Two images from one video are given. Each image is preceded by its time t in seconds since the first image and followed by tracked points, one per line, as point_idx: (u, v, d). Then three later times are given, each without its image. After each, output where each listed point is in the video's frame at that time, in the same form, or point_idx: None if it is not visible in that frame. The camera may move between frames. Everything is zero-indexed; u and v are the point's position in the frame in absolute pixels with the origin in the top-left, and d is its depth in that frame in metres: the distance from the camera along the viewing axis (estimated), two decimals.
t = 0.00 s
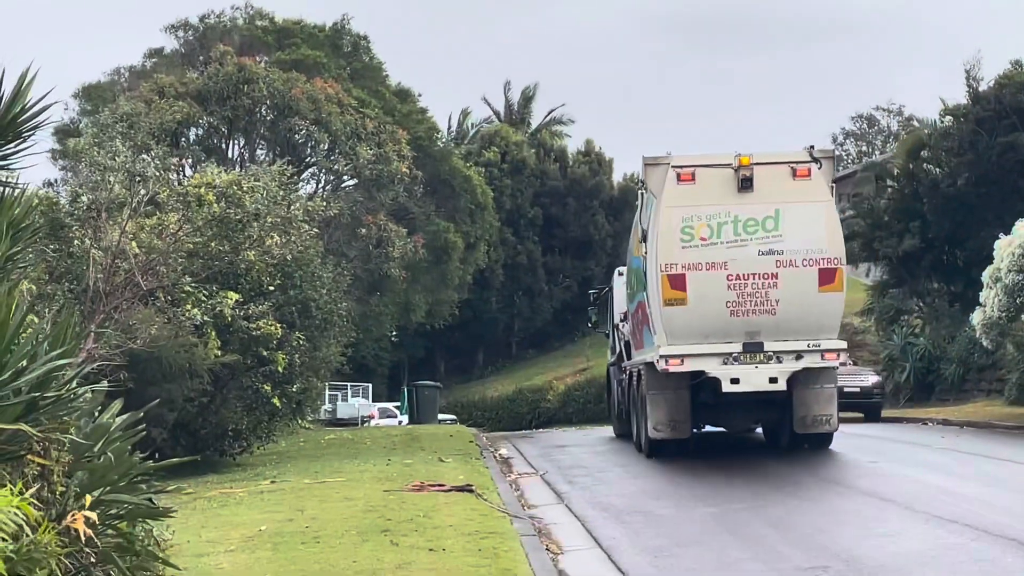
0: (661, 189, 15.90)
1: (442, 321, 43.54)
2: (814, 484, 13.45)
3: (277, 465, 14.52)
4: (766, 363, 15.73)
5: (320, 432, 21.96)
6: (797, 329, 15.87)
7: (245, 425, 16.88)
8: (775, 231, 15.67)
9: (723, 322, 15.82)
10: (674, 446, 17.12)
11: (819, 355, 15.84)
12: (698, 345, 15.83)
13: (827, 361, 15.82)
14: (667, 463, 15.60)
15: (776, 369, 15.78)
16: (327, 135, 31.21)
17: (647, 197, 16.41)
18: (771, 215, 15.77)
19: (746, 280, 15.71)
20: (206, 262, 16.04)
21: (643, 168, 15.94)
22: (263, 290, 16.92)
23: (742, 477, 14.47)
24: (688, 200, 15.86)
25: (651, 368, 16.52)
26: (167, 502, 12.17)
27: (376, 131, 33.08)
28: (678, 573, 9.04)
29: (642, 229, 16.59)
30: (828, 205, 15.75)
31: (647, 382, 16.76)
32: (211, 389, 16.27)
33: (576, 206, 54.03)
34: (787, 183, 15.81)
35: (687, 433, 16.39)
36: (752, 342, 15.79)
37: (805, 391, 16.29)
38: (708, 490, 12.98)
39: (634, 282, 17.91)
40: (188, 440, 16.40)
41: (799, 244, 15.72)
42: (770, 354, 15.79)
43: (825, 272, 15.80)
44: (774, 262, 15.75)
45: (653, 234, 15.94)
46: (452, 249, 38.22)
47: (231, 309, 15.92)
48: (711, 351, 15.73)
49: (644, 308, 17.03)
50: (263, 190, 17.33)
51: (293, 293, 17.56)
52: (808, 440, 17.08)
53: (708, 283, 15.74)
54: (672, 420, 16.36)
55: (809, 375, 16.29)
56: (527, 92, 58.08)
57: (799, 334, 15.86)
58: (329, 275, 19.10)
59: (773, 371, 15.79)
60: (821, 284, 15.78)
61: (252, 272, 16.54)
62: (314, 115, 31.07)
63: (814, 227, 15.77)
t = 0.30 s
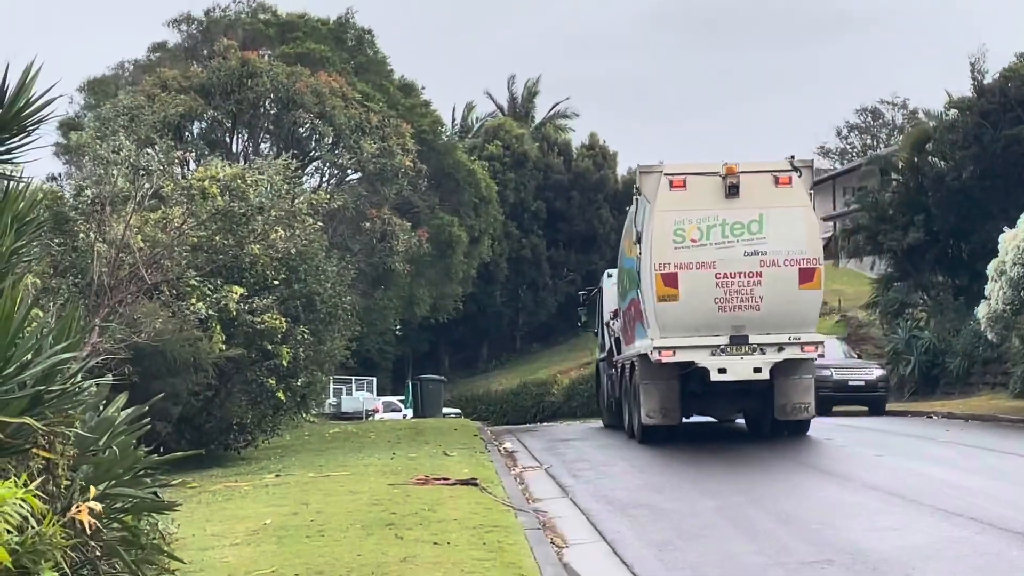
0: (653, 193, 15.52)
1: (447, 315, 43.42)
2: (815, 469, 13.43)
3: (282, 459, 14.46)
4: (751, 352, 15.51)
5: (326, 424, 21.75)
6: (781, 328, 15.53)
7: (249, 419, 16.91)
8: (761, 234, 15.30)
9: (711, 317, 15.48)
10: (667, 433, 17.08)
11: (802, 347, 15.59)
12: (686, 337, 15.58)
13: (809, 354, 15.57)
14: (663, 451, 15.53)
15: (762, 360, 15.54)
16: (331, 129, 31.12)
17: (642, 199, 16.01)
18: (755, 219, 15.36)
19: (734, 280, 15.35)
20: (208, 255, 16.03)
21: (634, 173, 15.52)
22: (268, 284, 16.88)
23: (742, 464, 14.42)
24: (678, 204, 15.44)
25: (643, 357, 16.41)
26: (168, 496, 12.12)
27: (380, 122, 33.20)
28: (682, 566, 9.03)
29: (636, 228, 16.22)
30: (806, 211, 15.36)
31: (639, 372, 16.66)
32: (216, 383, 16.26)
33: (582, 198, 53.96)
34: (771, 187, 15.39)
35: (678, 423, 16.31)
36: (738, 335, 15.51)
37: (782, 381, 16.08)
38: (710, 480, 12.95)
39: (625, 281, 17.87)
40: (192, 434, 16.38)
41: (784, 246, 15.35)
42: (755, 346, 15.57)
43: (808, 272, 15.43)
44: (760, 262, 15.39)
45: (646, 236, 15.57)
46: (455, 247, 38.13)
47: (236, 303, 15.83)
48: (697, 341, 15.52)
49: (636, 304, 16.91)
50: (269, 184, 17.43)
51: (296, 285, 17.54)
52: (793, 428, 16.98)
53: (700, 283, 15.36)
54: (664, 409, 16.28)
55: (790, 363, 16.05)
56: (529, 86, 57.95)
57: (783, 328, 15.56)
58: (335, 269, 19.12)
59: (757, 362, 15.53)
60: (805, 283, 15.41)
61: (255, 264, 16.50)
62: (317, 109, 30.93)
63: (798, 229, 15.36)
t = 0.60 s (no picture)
0: (719, 154, 11.76)
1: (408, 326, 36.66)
2: (969, 553, 9.32)
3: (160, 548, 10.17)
4: (856, 384, 11.68)
5: (219, 499, 16.41)
6: (897, 342, 11.66)
7: (106, 488, 12.47)
8: (870, 211, 11.53)
9: (801, 328, 11.64)
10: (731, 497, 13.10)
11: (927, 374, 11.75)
12: (765, 364, 11.72)
13: (939, 386, 11.72)
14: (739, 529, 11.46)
15: (870, 394, 11.68)
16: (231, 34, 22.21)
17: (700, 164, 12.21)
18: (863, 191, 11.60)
19: (832, 276, 11.54)
20: (45, 234, 11.19)
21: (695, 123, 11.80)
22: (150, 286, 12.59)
23: (836, 543, 10.28)
24: (756, 170, 11.68)
25: (700, 394, 12.40)
26: None
27: (312, 13, 23.79)
28: None
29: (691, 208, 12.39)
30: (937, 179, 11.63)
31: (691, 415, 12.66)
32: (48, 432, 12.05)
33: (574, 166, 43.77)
34: (885, 147, 11.67)
35: (749, 482, 12.33)
36: (838, 358, 11.68)
37: (903, 423, 12.11)
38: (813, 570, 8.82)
39: (670, 287, 13.91)
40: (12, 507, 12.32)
41: (901, 228, 11.54)
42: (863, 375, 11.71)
43: (935, 265, 11.55)
44: (869, 252, 11.53)
45: (708, 213, 11.76)
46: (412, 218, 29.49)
47: (83, 307, 10.78)
48: (781, 368, 11.70)
49: (688, 313, 12.88)
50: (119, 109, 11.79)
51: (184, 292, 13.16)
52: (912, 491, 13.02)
53: (783, 280, 11.56)
54: (729, 464, 12.31)
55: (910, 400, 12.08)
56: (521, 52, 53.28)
57: (903, 348, 11.68)
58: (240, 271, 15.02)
59: (868, 397, 11.67)
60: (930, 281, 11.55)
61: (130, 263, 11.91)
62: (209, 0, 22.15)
63: (922, 205, 11.57)
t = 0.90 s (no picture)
0: (761, 122, 10.09)
1: (375, 332, 32.82)
2: None
3: None
4: (934, 411, 9.96)
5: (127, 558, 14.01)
6: (982, 352, 10.01)
7: None
8: (950, 191, 9.93)
9: (865, 337, 9.97)
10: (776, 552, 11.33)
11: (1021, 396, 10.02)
12: (823, 384, 10.02)
13: None
14: None
15: (950, 421, 9.97)
16: None
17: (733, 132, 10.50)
18: (942, 166, 9.99)
19: (905, 273, 9.92)
20: None
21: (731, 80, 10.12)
22: (77, 299, 12.56)
23: None
24: (811, 140, 10.03)
25: (736, 426, 10.60)
26: None
27: None
28: None
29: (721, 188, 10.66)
30: None
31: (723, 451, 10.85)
32: None
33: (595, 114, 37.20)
34: (967, 113, 10.07)
35: (797, 531, 10.53)
36: (914, 377, 9.98)
37: (993, 461, 10.33)
38: None
39: (689, 293, 12.15)
40: None
41: (988, 209, 9.92)
42: (942, 398, 10.01)
43: None
44: (950, 245, 9.92)
45: (750, 194, 10.07)
46: (370, 182, 24.29)
47: None
48: (844, 389, 9.98)
49: (716, 317, 11.09)
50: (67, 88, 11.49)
51: (119, 316, 12.88)
52: (1002, 544, 11.30)
53: (841, 276, 9.93)
54: (773, 511, 10.53)
55: (999, 435, 10.32)
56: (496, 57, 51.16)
57: (992, 363, 10.04)
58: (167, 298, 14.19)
59: (949, 425, 9.97)
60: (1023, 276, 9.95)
61: (49, 258, 12.31)
62: None
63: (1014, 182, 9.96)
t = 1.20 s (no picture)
0: (731, 131, 10.02)
1: (367, 326, 32.72)
2: None
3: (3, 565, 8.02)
4: (895, 407, 9.97)
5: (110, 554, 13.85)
6: (939, 352, 10.01)
7: None
8: (913, 200, 9.89)
9: (828, 338, 9.92)
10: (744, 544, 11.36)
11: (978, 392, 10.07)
12: (788, 381, 9.94)
13: (990, 404, 10.07)
14: None
15: (910, 416, 9.99)
16: None
17: (702, 143, 10.44)
18: (904, 176, 9.95)
19: (868, 277, 9.89)
20: None
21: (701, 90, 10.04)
22: (70, 295, 12.64)
23: None
24: (778, 149, 9.96)
25: (705, 418, 10.71)
26: None
27: None
28: None
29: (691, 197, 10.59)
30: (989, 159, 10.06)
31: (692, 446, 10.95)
32: None
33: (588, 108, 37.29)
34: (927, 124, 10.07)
35: (763, 521, 10.67)
36: (875, 374, 9.96)
37: (949, 456, 10.60)
38: None
39: (653, 296, 12.24)
40: None
41: (947, 215, 9.92)
42: (902, 395, 10.00)
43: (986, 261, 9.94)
44: (912, 249, 9.90)
45: (718, 202, 9.99)
46: (364, 176, 24.32)
47: None
48: (809, 386, 9.93)
49: (682, 320, 11.16)
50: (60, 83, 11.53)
51: (112, 310, 12.98)
52: (956, 535, 11.35)
53: (807, 282, 9.87)
54: (740, 502, 10.63)
55: (955, 430, 10.58)
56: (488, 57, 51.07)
57: (947, 361, 10.04)
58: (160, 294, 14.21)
59: (908, 420, 9.99)
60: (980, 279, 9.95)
61: (43, 253, 12.32)
62: None
63: (972, 190, 9.96)
